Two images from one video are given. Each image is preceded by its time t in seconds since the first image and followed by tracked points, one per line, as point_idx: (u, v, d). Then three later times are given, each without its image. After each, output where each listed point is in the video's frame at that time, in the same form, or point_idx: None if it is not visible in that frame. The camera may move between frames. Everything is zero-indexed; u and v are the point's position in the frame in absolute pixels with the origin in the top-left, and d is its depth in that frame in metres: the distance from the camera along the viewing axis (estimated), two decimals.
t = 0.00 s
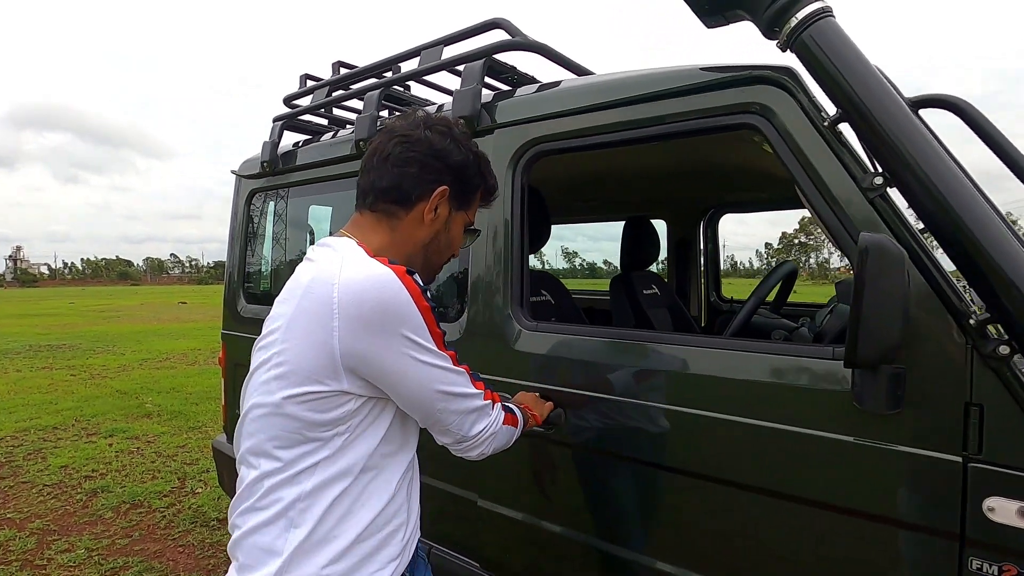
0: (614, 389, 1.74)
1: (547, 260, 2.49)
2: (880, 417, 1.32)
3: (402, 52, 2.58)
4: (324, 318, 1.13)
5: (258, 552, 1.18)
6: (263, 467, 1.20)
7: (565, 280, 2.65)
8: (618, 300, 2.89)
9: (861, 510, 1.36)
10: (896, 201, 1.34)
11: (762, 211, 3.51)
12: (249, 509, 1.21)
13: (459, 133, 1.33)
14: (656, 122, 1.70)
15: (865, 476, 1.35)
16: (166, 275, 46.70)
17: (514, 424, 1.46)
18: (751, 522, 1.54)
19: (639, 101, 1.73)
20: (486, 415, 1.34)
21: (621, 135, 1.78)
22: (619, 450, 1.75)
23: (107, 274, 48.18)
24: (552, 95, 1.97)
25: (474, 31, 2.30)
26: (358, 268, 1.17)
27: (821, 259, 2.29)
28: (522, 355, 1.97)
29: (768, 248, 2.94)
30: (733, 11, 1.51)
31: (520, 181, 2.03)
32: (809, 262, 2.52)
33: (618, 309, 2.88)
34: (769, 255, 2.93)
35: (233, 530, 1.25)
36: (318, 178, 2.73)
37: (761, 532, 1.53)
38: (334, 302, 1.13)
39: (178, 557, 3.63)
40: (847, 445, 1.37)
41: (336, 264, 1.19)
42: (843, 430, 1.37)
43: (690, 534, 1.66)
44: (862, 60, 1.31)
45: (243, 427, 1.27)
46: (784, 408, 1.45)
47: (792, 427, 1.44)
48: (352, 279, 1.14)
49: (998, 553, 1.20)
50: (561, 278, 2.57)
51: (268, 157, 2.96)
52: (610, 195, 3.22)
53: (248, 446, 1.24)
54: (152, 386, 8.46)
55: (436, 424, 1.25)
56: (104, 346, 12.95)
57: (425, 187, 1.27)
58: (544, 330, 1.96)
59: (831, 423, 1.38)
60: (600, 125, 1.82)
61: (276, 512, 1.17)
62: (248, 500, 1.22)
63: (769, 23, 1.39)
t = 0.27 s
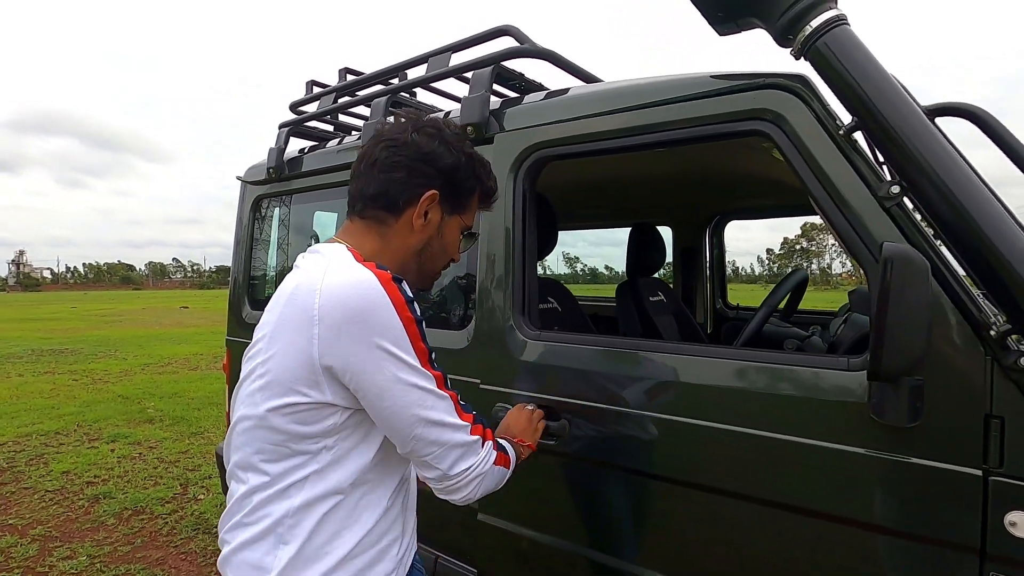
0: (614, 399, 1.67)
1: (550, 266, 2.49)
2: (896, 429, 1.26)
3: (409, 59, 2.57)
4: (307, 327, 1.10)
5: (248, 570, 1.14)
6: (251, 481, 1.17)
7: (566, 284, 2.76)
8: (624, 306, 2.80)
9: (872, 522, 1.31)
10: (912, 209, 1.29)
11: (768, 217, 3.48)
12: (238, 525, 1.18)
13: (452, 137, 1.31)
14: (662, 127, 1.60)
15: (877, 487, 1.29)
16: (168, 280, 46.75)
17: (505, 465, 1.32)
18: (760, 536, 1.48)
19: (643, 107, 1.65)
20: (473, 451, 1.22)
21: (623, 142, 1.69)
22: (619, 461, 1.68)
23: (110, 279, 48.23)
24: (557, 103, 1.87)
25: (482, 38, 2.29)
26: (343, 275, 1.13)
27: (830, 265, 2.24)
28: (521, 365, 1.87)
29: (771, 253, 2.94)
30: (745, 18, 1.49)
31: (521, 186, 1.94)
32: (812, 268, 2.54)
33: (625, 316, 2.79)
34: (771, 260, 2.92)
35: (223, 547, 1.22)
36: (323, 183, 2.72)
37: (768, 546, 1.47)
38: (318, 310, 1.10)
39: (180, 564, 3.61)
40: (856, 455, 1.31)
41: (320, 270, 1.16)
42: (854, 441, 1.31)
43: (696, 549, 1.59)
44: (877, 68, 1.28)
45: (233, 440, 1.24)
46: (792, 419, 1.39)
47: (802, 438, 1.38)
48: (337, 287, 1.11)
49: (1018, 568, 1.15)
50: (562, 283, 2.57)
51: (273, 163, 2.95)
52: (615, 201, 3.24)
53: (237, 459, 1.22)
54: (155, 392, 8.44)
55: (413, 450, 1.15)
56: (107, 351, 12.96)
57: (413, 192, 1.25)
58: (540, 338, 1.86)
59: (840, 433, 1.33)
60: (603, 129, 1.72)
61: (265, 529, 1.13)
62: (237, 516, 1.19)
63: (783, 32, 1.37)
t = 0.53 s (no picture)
0: (613, 396, 1.65)
1: (553, 263, 2.49)
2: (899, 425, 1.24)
3: (411, 57, 2.57)
4: (288, 310, 1.11)
5: (246, 553, 1.16)
6: (244, 466, 1.18)
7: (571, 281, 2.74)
8: (629, 304, 2.79)
9: (874, 519, 1.29)
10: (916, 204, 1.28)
11: (774, 212, 3.45)
12: (236, 510, 1.20)
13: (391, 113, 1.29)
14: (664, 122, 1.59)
15: (879, 483, 1.27)
16: (175, 278, 46.98)
17: (480, 462, 1.26)
18: (761, 534, 1.45)
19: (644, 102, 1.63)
20: (438, 440, 1.17)
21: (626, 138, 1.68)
22: (616, 459, 1.66)
23: (117, 277, 48.51)
24: (558, 99, 1.86)
25: (484, 35, 2.29)
26: (321, 260, 1.14)
27: (836, 260, 2.22)
28: (519, 362, 1.85)
29: (777, 249, 2.88)
30: (748, 13, 1.47)
31: (518, 180, 1.92)
32: (818, 263, 2.54)
33: (629, 313, 2.77)
34: (777, 255, 2.87)
35: (224, 533, 1.23)
36: (326, 181, 2.72)
37: (768, 543, 1.45)
38: (297, 293, 1.11)
39: (188, 560, 3.64)
40: (858, 451, 1.29)
41: (302, 262, 1.17)
42: (855, 436, 1.29)
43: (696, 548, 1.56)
44: (882, 63, 1.27)
45: (230, 427, 1.26)
46: (792, 415, 1.37)
47: (804, 434, 1.36)
48: (315, 271, 1.12)
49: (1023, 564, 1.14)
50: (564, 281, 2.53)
51: (278, 161, 2.96)
52: (619, 197, 3.24)
53: (234, 444, 1.24)
54: (163, 389, 8.50)
55: (376, 433, 1.12)
56: (115, 349, 13.05)
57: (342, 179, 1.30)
58: (537, 335, 1.84)
59: (842, 428, 1.31)
60: (603, 123, 1.71)
61: (259, 511, 1.15)
62: (235, 501, 1.21)
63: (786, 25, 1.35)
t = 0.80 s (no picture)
0: (609, 394, 1.65)
1: (550, 261, 2.49)
2: (896, 424, 1.25)
3: (408, 54, 2.57)
4: (281, 309, 1.11)
5: (238, 552, 1.16)
6: (237, 465, 1.19)
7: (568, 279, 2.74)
8: (626, 302, 2.79)
9: (867, 516, 1.30)
10: (911, 203, 1.29)
11: (770, 211, 3.46)
12: (228, 509, 1.20)
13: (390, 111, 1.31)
14: (660, 120, 1.59)
15: (873, 480, 1.28)
16: (170, 276, 46.81)
17: (473, 463, 1.27)
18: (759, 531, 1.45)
19: (640, 100, 1.64)
20: (429, 442, 1.17)
21: (621, 135, 1.68)
22: (613, 456, 1.66)
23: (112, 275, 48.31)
24: (554, 97, 1.86)
25: (481, 32, 2.29)
26: (314, 259, 1.15)
27: (832, 259, 2.23)
28: (516, 360, 1.85)
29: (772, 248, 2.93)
30: (744, 12, 1.47)
31: (513, 178, 1.92)
32: (813, 263, 2.56)
33: (626, 311, 2.78)
34: (773, 254, 2.91)
35: (217, 532, 1.24)
36: (322, 179, 2.71)
37: (764, 540, 1.45)
38: (289, 291, 1.11)
39: (183, 559, 3.63)
40: (853, 449, 1.30)
41: (295, 262, 1.17)
42: (850, 434, 1.30)
43: (693, 546, 1.57)
44: (877, 62, 1.27)
45: (224, 425, 1.26)
46: (788, 413, 1.38)
47: (799, 432, 1.36)
48: (308, 269, 1.12)
49: (1016, 560, 1.14)
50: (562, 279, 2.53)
51: (273, 159, 2.94)
52: (615, 195, 3.24)
53: (227, 443, 1.24)
54: (157, 387, 8.47)
55: (366, 432, 1.12)
56: (110, 347, 13.00)
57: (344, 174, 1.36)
58: (533, 333, 1.84)
59: (836, 426, 1.31)
60: (600, 121, 1.71)
61: (252, 510, 1.15)
62: (228, 500, 1.21)
63: (782, 23, 1.35)
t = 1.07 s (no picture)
0: (608, 394, 1.64)
1: (549, 261, 2.49)
2: (895, 423, 1.24)
3: (406, 54, 2.56)
4: (280, 309, 1.11)
5: (236, 554, 1.16)
6: (235, 467, 1.18)
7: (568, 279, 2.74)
8: (625, 302, 2.79)
9: (866, 515, 1.30)
10: (910, 202, 1.28)
11: (769, 211, 3.46)
12: (227, 510, 1.19)
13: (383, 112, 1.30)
14: (658, 119, 1.59)
15: (872, 480, 1.28)
16: (169, 277, 46.77)
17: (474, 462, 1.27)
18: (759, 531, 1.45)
19: (638, 99, 1.64)
20: (432, 441, 1.17)
21: (620, 135, 1.67)
22: (612, 456, 1.65)
23: (110, 276, 48.25)
24: (553, 97, 1.86)
25: (480, 32, 2.28)
26: (313, 259, 1.14)
27: (832, 259, 2.22)
28: (515, 360, 1.84)
29: (772, 248, 2.94)
30: (742, 11, 1.46)
31: (512, 178, 1.92)
32: (812, 263, 2.56)
33: (625, 311, 2.77)
34: (772, 254, 2.92)
35: (215, 534, 1.23)
36: (320, 179, 2.71)
37: (763, 539, 1.45)
38: (288, 292, 1.11)
39: (182, 560, 3.62)
40: (852, 449, 1.30)
41: (293, 262, 1.17)
42: (849, 433, 1.30)
43: (692, 546, 1.57)
44: (876, 62, 1.26)
45: (222, 427, 1.26)
46: (787, 413, 1.37)
47: (798, 432, 1.36)
48: (307, 268, 1.12)
49: (1016, 559, 1.14)
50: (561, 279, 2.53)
51: (272, 159, 2.94)
52: (614, 195, 3.24)
53: (225, 444, 1.24)
54: (156, 388, 8.46)
55: (370, 433, 1.11)
56: (109, 348, 12.98)
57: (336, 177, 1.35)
58: (532, 333, 1.84)
59: (836, 425, 1.31)
60: (598, 121, 1.71)
61: (250, 511, 1.14)
62: (226, 502, 1.21)
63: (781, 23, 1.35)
